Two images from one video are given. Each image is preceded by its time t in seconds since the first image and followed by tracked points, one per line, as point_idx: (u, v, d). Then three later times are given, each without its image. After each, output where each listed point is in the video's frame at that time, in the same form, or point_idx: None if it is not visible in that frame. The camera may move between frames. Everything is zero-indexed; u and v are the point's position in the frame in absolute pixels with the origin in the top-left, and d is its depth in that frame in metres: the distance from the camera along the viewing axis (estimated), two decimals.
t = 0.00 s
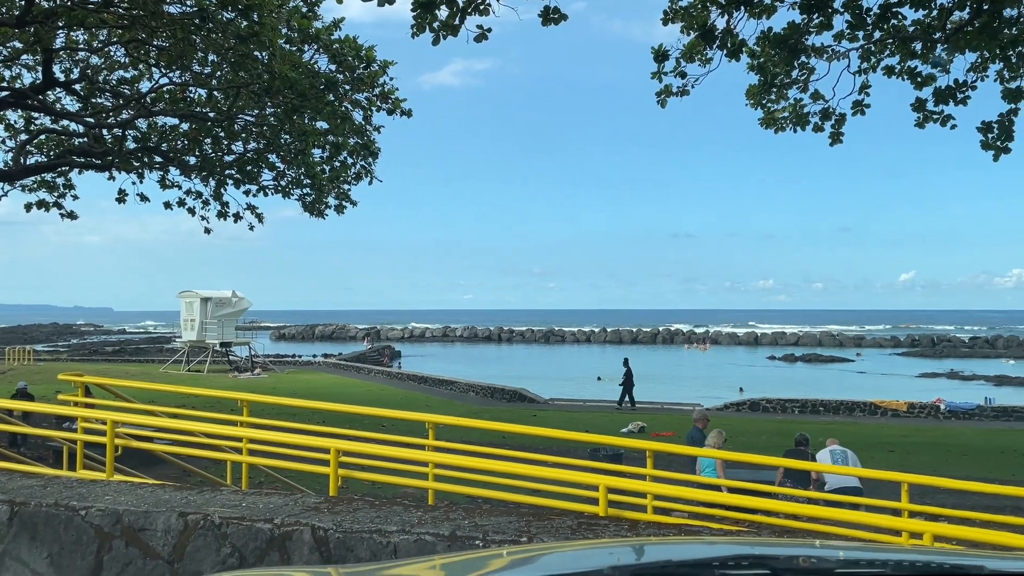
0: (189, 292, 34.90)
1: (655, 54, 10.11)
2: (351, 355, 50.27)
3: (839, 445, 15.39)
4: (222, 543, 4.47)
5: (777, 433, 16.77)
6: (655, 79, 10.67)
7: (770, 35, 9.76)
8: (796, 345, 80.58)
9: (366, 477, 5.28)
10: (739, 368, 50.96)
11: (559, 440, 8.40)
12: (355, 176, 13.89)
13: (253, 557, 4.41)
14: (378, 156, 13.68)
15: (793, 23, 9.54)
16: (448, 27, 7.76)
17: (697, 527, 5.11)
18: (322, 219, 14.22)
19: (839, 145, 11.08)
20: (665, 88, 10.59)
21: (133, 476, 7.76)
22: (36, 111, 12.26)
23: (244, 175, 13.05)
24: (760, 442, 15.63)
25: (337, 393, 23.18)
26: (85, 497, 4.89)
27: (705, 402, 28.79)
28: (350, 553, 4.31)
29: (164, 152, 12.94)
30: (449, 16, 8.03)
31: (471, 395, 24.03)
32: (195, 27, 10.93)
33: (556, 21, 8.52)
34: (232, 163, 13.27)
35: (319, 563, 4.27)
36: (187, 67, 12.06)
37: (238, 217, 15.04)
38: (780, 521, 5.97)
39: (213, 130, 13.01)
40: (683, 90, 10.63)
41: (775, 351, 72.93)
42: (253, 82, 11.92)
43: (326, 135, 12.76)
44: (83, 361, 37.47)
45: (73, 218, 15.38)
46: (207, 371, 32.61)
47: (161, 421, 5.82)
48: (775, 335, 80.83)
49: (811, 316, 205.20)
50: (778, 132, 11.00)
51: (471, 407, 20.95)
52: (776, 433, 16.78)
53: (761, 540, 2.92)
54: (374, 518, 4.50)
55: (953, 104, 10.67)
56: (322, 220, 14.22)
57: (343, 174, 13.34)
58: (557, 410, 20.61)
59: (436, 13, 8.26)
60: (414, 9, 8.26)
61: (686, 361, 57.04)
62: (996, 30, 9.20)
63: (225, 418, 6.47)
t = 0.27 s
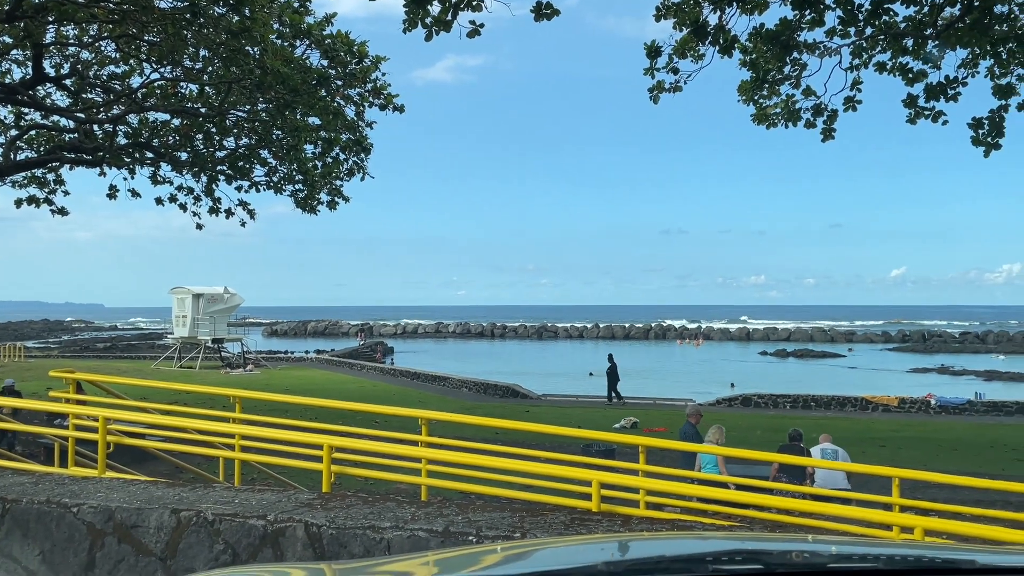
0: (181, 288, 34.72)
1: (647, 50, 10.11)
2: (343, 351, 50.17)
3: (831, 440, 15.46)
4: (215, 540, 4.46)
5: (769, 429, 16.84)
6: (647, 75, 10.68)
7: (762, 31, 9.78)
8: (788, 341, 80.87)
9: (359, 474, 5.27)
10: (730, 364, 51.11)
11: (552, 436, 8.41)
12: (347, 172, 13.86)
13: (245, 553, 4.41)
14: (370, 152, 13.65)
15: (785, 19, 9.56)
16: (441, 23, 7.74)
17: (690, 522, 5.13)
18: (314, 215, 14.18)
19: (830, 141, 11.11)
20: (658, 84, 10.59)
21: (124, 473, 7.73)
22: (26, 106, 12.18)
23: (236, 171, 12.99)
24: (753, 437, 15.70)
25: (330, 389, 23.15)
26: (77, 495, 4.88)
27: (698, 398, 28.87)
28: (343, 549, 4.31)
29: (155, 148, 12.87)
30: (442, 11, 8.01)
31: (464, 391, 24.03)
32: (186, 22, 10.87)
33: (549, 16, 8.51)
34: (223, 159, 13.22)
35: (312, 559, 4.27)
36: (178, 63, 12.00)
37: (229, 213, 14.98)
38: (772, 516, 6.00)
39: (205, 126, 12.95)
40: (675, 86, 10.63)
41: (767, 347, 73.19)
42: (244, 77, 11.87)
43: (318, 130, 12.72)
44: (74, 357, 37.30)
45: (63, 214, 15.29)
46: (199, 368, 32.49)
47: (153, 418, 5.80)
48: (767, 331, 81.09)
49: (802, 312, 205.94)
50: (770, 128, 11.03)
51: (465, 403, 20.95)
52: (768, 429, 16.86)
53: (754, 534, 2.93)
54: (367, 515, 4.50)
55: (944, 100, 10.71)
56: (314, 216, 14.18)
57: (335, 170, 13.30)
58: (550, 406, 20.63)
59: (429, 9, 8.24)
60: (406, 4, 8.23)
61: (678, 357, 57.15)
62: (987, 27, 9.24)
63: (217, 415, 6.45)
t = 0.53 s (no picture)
0: (173, 286, 34.50)
1: (641, 46, 10.11)
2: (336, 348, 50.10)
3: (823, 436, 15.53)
4: (208, 537, 4.46)
5: (762, 425, 16.91)
6: (640, 72, 10.68)
7: (755, 28, 9.80)
8: (780, 337, 81.15)
9: (352, 471, 5.27)
10: (723, 360, 51.22)
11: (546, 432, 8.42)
12: (340, 169, 13.82)
13: (238, 551, 4.41)
14: (363, 149, 13.62)
15: (778, 16, 9.57)
16: (434, 19, 7.73)
17: (682, 519, 5.14)
18: (307, 212, 14.15)
19: (823, 138, 11.14)
20: (651, 82, 10.59)
21: (117, 471, 7.71)
22: (16, 103, 12.10)
23: (228, 168, 12.95)
24: (746, 433, 15.76)
25: (323, 386, 23.13)
26: (69, 492, 4.86)
27: (691, 394, 28.96)
28: (336, 547, 4.32)
29: (146, 144, 12.81)
30: (434, 8, 8.00)
31: (458, 388, 24.04)
32: (177, 18, 10.82)
33: (542, 13, 8.50)
34: (215, 156, 13.17)
35: (305, 557, 4.27)
36: (169, 59, 11.94)
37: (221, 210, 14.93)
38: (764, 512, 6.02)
39: (196, 122, 12.90)
40: (668, 83, 10.64)
41: (759, 343, 73.45)
42: (236, 74, 11.82)
43: (310, 127, 12.69)
44: (66, 355, 37.13)
45: (54, 211, 15.22)
46: (192, 365, 32.38)
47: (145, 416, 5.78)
48: (760, 327, 81.36)
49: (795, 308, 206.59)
50: (763, 125, 11.04)
51: (458, 400, 20.96)
52: (761, 425, 16.92)
53: (746, 530, 2.95)
54: (361, 512, 4.51)
55: (936, 97, 10.74)
56: (307, 213, 14.15)
57: (328, 167, 13.27)
58: (544, 403, 20.66)
59: (422, 5, 8.22)
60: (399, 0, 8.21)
61: (671, 353, 57.28)
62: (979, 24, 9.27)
63: (210, 413, 6.43)
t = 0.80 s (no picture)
0: (165, 284, 34.30)
1: (633, 44, 10.11)
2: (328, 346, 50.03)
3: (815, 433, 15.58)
4: (200, 536, 4.46)
5: (754, 422, 16.96)
6: (633, 70, 10.68)
7: (747, 26, 9.81)
8: (772, 334, 81.41)
9: (344, 469, 5.26)
10: (715, 358, 51.36)
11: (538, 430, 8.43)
12: (332, 166, 13.79)
13: (230, 549, 4.40)
14: (355, 146, 13.59)
15: (770, 14, 9.58)
16: (425, 16, 7.71)
17: (674, 515, 5.16)
18: (299, 210, 14.12)
19: (815, 135, 11.18)
20: (643, 79, 10.60)
21: (108, 470, 7.68)
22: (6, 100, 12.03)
23: (219, 165, 12.91)
24: (738, 430, 15.81)
25: (315, 384, 23.09)
26: (60, 491, 4.85)
27: (683, 391, 29.02)
28: (329, 544, 4.32)
29: (137, 142, 12.76)
30: (426, 5, 7.98)
31: (451, 386, 24.03)
32: (168, 15, 10.77)
33: (534, 11, 8.49)
34: (206, 153, 13.12)
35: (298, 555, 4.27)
36: (160, 56, 11.89)
37: (213, 208, 14.87)
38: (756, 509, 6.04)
39: (188, 119, 12.86)
40: (661, 81, 10.65)
41: (752, 340, 73.67)
42: (228, 71, 11.78)
43: (302, 124, 12.65)
44: (56, 353, 36.95)
45: (45, 209, 15.13)
46: (183, 364, 32.27)
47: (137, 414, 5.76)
48: (752, 324, 81.61)
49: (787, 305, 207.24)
50: (755, 123, 11.06)
51: (451, 398, 20.96)
52: (753, 422, 16.98)
53: (738, 527, 2.96)
54: (353, 510, 4.50)
55: (927, 95, 10.78)
56: (299, 210, 14.12)
57: (320, 164, 13.23)
58: (536, 400, 20.67)
59: (414, 3, 8.20)
60: None
61: (664, 350, 57.39)
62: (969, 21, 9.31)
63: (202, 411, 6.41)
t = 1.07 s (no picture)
0: (155, 284, 34.18)
1: (624, 44, 10.13)
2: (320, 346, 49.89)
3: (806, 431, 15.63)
4: (191, 536, 4.45)
5: (745, 420, 17.01)
6: (624, 70, 10.70)
7: (738, 26, 9.84)
8: (764, 333, 81.65)
9: (336, 468, 5.25)
10: (706, 356, 51.50)
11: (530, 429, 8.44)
12: (324, 166, 13.76)
13: (222, 549, 4.40)
14: (347, 145, 13.57)
15: (760, 14, 9.61)
16: (417, 16, 7.71)
17: (665, 514, 5.18)
18: (290, 209, 14.08)
19: (806, 135, 11.22)
20: (634, 79, 10.61)
21: (99, 470, 7.64)
22: None
23: (210, 164, 12.87)
24: (729, 428, 15.86)
25: (307, 384, 23.04)
26: (50, 492, 4.84)
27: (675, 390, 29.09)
28: (320, 544, 4.32)
29: (128, 141, 12.71)
30: (418, 5, 7.97)
31: (443, 385, 24.02)
32: (158, 14, 10.73)
33: (526, 10, 8.49)
34: (197, 153, 13.08)
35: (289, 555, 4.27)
36: (150, 55, 11.85)
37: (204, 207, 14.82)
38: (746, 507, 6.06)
39: (178, 119, 12.81)
40: (652, 80, 10.67)
41: (744, 339, 73.91)
42: (218, 70, 11.75)
43: (293, 123, 12.62)
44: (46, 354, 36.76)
45: (35, 208, 15.05)
46: (174, 363, 32.15)
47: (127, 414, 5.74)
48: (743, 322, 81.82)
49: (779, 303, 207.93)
50: (746, 122, 11.10)
51: (443, 397, 20.94)
52: (744, 420, 17.03)
53: (728, 524, 2.98)
54: (345, 509, 4.51)
55: (917, 94, 10.85)
56: (290, 210, 14.08)
57: (312, 163, 13.20)
58: (529, 399, 20.68)
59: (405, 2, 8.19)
60: None
61: (655, 349, 57.48)
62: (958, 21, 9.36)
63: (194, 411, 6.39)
